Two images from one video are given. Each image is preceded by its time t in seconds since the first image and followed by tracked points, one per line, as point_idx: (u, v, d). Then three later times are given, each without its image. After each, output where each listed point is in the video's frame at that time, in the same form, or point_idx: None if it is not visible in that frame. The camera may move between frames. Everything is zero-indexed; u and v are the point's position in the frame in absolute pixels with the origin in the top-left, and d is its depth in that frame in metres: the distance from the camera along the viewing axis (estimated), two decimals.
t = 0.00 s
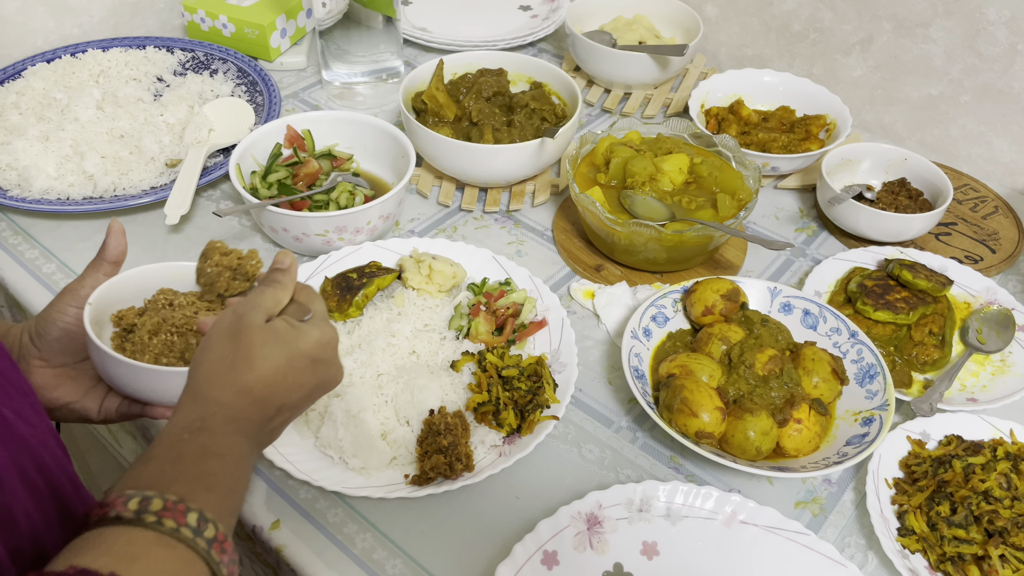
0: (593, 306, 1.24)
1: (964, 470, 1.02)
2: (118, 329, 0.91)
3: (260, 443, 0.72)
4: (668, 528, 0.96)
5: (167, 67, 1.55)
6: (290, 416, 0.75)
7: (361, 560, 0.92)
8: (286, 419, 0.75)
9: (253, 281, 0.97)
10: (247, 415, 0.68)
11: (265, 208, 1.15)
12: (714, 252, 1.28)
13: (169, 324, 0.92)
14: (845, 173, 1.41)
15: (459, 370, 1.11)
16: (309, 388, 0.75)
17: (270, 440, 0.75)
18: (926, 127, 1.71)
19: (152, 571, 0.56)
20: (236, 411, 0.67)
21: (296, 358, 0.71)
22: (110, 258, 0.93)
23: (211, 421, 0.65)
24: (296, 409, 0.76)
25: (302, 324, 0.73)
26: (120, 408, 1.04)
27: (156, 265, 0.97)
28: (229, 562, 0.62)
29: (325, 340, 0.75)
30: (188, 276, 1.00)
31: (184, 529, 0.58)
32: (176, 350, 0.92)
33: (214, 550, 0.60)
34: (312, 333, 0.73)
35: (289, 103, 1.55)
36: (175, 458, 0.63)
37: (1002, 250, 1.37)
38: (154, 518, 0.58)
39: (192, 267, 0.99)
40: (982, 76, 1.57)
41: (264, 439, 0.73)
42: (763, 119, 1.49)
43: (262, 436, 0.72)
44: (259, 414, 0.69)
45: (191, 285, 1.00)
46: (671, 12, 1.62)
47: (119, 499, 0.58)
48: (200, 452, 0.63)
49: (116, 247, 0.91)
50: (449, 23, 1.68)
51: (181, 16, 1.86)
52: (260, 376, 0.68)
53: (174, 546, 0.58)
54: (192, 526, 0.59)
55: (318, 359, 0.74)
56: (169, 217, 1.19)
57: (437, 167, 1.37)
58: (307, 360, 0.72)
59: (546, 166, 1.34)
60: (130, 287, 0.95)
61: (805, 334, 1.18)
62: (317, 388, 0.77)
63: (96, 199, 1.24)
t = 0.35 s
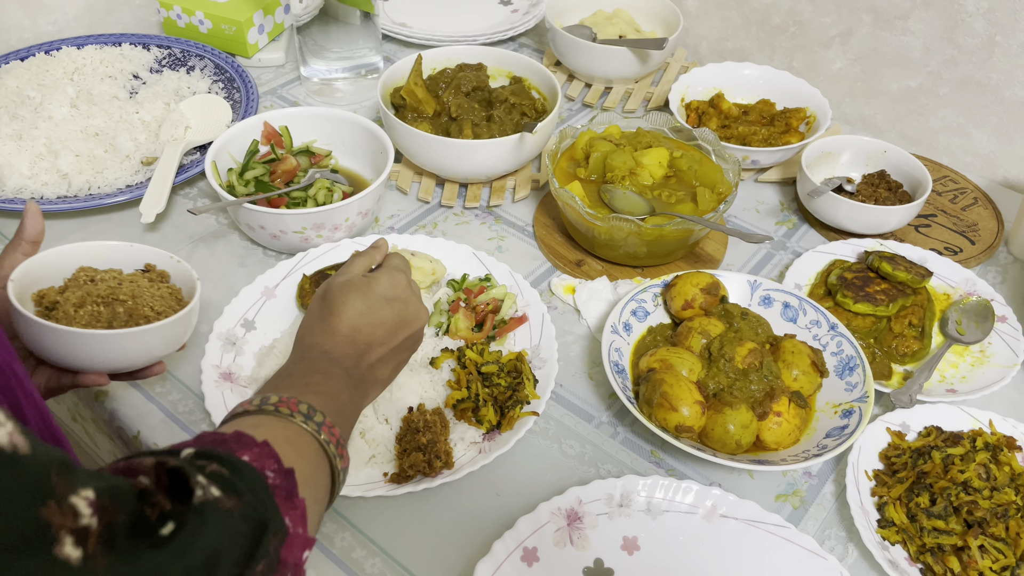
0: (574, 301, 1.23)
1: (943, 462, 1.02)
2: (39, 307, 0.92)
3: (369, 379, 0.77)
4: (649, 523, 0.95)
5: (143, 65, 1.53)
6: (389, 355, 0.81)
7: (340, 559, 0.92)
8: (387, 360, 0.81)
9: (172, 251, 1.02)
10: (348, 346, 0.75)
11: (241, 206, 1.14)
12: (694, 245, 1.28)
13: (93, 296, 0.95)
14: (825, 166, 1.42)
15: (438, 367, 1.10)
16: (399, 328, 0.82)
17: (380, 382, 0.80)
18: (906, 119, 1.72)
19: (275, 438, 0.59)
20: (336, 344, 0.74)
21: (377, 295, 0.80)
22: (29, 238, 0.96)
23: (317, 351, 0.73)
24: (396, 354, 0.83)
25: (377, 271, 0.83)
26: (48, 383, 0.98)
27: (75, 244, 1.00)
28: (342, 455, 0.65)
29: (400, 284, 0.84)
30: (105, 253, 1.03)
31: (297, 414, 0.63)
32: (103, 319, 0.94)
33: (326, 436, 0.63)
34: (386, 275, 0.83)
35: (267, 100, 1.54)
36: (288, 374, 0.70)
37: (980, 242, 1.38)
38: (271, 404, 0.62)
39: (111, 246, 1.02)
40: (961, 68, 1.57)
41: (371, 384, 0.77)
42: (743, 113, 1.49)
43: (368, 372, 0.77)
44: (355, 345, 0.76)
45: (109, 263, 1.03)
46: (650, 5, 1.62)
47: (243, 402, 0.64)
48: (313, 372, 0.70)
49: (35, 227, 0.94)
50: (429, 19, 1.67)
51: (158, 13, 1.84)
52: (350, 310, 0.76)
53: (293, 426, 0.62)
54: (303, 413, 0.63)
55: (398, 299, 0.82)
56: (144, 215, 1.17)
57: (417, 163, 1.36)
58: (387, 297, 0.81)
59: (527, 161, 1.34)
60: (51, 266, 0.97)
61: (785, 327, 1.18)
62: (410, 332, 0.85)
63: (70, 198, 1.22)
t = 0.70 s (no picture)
0: (562, 299, 1.22)
1: (934, 458, 1.01)
2: None
3: (349, 357, 0.81)
4: (638, 523, 0.94)
5: (123, 62, 1.51)
6: (357, 331, 0.84)
7: (325, 563, 0.90)
8: (359, 334, 0.84)
9: (123, 235, 1.06)
10: (313, 343, 0.82)
11: (222, 205, 1.11)
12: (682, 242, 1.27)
13: (44, 281, 0.97)
14: (813, 161, 1.41)
15: (424, 367, 1.08)
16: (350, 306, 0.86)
17: (367, 356, 0.83)
18: (893, 113, 1.72)
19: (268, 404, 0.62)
20: (302, 346, 0.82)
21: (310, 293, 0.88)
22: None
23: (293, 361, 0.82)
24: (367, 328, 0.86)
25: (303, 272, 0.92)
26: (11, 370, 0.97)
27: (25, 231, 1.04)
28: (338, 413, 0.68)
29: (328, 273, 0.90)
30: (54, 242, 1.06)
31: (284, 387, 0.67)
32: (55, 304, 0.97)
33: (317, 399, 0.67)
34: (309, 274, 0.91)
35: (250, 97, 1.52)
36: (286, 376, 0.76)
37: (969, 236, 1.38)
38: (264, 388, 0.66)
39: (62, 232, 1.06)
40: (948, 61, 1.57)
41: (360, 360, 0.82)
42: (730, 108, 1.48)
43: (342, 351, 0.81)
44: (314, 337, 0.82)
45: (61, 250, 1.07)
46: None
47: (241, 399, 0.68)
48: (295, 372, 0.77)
49: None
50: (414, 15, 1.66)
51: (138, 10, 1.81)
52: (302, 316, 0.85)
53: (284, 397, 0.65)
54: (290, 387, 0.67)
55: (333, 284, 0.88)
56: (124, 215, 1.15)
57: (402, 161, 1.35)
58: (323, 289, 0.87)
59: (513, 157, 1.32)
60: None
61: (774, 323, 1.17)
62: (365, 303, 0.88)
63: (48, 198, 1.20)
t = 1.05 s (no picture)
0: (553, 300, 1.21)
1: (925, 458, 1.01)
2: None
3: (333, 386, 0.80)
4: (631, 526, 0.93)
5: (110, 64, 1.49)
6: (338, 357, 0.83)
7: (316, 570, 0.89)
8: (341, 361, 0.83)
9: (114, 235, 1.04)
10: (294, 374, 0.81)
11: (210, 209, 1.10)
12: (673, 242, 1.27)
13: (35, 285, 0.96)
14: (803, 160, 1.41)
15: (415, 371, 1.07)
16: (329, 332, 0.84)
17: (351, 381, 0.82)
18: (882, 111, 1.72)
19: (252, 441, 0.62)
20: (284, 377, 0.81)
21: (286, 323, 0.85)
22: None
23: (276, 393, 0.81)
24: (350, 352, 0.85)
25: (278, 298, 0.88)
26: None
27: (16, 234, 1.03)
28: (321, 446, 0.67)
29: (303, 299, 0.87)
30: (45, 244, 1.05)
31: (265, 423, 0.66)
32: (46, 307, 0.96)
33: (300, 433, 0.66)
34: (284, 301, 0.87)
35: (238, 99, 1.50)
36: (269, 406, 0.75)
37: (958, 234, 1.38)
38: (246, 423, 0.66)
39: (53, 234, 1.05)
40: (937, 59, 1.57)
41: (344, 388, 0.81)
42: (720, 107, 1.48)
43: (325, 381, 0.80)
44: (295, 368, 0.81)
45: (53, 252, 1.06)
46: None
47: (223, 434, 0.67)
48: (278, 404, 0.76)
49: None
50: (403, 15, 1.65)
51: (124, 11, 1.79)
52: (280, 347, 0.83)
53: (266, 432, 0.64)
54: (272, 421, 0.66)
55: (309, 311, 0.85)
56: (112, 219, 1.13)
57: (391, 163, 1.34)
58: (299, 318, 0.84)
59: (503, 159, 1.32)
60: None
61: (765, 324, 1.17)
62: (344, 327, 0.86)
63: (35, 203, 1.18)
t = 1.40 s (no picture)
0: (548, 298, 1.21)
1: (921, 453, 1.01)
2: None
3: (329, 386, 0.79)
4: (628, 523, 0.93)
5: (100, 63, 1.48)
6: (335, 357, 0.82)
7: (312, 571, 0.88)
8: (338, 360, 0.82)
9: (104, 239, 1.03)
10: (291, 373, 0.79)
11: (202, 208, 1.09)
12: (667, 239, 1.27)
13: (23, 292, 0.96)
14: (797, 156, 1.41)
15: (410, 370, 1.06)
16: (327, 331, 0.84)
17: (347, 381, 0.82)
18: (875, 106, 1.72)
19: (252, 451, 0.60)
20: (280, 375, 0.80)
21: (283, 321, 0.84)
22: None
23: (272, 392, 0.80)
24: (347, 352, 0.84)
25: (276, 296, 0.87)
26: None
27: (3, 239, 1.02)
28: (320, 454, 0.66)
29: (301, 296, 0.86)
30: (33, 248, 1.03)
31: (264, 428, 0.65)
32: (35, 315, 0.95)
33: (298, 441, 0.65)
34: (282, 298, 0.86)
35: (229, 98, 1.49)
36: (266, 408, 0.74)
37: (953, 229, 1.38)
38: (243, 429, 0.64)
39: (40, 238, 1.03)
40: (930, 54, 1.57)
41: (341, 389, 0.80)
42: (713, 104, 1.48)
43: (321, 380, 0.79)
44: (292, 367, 0.80)
45: (42, 256, 1.04)
46: None
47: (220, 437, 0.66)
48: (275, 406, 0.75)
49: None
50: (394, 13, 1.65)
51: (114, 9, 1.77)
52: (277, 345, 0.82)
53: (267, 440, 0.63)
54: (271, 427, 0.65)
55: (307, 309, 0.84)
56: (102, 219, 1.12)
57: (384, 161, 1.33)
58: (297, 315, 0.84)
59: (496, 156, 1.31)
60: None
61: (760, 320, 1.17)
62: (343, 326, 0.86)
63: (25, 204, 1.17)
